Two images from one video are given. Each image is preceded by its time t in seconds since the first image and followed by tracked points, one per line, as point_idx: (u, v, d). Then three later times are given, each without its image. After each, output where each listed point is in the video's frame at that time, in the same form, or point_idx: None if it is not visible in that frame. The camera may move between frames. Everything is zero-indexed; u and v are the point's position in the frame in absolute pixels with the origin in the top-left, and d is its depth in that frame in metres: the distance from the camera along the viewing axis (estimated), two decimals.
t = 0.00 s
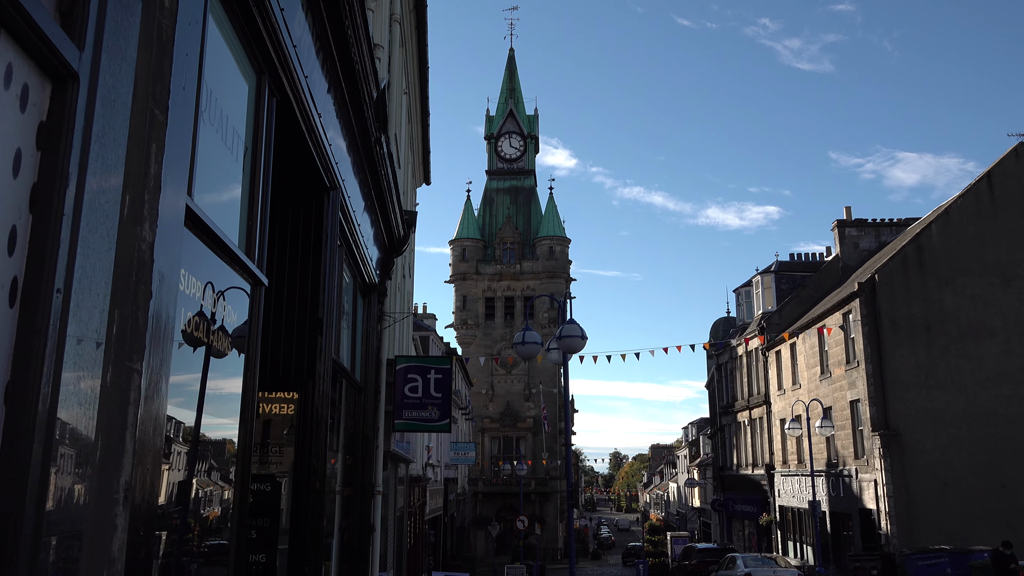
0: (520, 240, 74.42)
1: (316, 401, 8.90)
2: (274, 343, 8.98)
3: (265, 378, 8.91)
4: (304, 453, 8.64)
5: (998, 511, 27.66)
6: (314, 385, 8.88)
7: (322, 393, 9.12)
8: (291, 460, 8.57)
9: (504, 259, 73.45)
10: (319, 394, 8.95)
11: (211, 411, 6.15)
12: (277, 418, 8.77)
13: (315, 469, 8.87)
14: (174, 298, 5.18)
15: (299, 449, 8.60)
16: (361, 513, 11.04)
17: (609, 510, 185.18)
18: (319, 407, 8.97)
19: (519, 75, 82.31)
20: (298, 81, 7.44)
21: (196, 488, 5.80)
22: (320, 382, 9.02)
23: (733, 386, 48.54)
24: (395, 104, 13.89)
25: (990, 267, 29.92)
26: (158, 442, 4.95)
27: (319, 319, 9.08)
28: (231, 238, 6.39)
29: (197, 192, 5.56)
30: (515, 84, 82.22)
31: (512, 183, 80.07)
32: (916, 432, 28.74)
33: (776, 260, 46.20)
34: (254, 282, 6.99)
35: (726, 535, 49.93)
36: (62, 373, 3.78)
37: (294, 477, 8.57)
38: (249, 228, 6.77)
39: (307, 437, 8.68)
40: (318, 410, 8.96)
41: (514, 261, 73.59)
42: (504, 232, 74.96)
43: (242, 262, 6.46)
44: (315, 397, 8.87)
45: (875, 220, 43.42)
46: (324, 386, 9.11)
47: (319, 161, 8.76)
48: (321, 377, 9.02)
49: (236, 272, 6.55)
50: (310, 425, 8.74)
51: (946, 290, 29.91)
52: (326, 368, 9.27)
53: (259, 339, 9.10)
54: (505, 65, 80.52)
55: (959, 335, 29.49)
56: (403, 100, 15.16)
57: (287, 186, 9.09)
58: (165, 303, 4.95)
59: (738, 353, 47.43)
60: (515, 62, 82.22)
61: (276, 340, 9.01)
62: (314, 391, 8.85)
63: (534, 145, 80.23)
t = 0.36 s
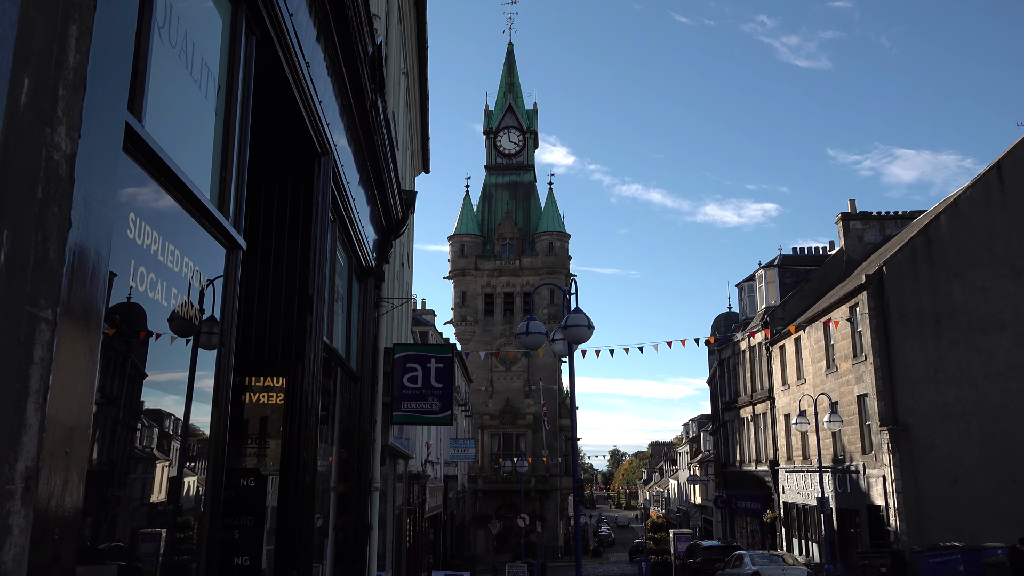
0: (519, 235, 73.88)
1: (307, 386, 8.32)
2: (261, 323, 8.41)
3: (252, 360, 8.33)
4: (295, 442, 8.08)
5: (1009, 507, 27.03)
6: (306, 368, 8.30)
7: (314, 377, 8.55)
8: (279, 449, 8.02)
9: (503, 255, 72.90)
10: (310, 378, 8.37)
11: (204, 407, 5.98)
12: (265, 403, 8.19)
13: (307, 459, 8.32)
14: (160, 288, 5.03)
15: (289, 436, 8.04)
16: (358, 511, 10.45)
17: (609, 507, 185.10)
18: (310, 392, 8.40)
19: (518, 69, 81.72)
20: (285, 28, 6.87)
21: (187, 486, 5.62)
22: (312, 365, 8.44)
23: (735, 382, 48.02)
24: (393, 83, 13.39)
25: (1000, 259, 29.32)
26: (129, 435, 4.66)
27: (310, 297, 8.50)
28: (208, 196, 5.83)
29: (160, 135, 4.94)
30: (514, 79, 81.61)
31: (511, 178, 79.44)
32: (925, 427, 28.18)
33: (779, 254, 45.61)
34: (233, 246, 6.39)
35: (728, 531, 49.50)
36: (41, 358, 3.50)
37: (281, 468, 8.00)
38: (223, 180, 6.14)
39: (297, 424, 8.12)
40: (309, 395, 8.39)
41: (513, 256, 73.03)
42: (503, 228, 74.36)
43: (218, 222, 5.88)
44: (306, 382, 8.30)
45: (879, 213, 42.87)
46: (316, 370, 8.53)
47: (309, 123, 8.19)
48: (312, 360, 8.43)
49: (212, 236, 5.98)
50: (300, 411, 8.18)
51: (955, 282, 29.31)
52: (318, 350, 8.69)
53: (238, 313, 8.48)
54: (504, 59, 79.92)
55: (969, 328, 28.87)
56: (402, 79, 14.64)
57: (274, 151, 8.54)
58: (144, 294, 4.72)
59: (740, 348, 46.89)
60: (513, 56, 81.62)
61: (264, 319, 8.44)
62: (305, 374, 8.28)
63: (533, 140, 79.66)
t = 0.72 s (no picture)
0: (517, 232, 73.29)
1: (289, 369, 7.78)
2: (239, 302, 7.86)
3: (229, 341, 7.79)
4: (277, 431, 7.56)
5: (1018, 504, 26.53)
6: (288, 350, 7.76)
7: (298, 360, 8.00)
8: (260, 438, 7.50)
9: (501, 251, 72.33)
10: (294, 360, 7.82)
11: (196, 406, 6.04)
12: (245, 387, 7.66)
13: (291, 450, 7.77)
14: (153, 279, 5.11)
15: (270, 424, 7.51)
16: (351, 506, 9.88)
17: (607, 506, 184.85)
18: (293, 376, 7.86)
19: (516, 64, 81.00)
20: None
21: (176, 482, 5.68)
22: (295, 346, 7.90)
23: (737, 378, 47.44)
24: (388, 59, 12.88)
25: (1008, 252, 28.81)
26: (125, 431, 4.82)
27: (292, 274, 7.95)
28: (162, 139, 5.19)
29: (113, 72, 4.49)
30: (512, 74, 80.90)
31: (509, 174, 78.76)
32: (933, 424, 27.59)
33: (782, 249, 45.02)
34: (192, 196, 5.64)
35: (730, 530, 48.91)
36: None
37: (259, 461, 7.47)
38: (174, 114, 5.41)
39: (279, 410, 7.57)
40: (292, 379, 7.84)
41: (511, 253, 72.46)
42: (501, 224, 73.74)
43: (177, 169, 5.25)
44: (289, 364, 7.75)
45: (883, 207, 42.34)
46: (300, 352, 7.99)
47: (286, 82, 7.63)
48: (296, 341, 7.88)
49: (173, 190, 5.37)
50: (282, 397, 7.64)
51: (963, 275, 28.78)
52: (302, 331, 8.13)
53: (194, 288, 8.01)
54: (502, 54, 79.20)
55: (977, 322, 28.35)
56: (397, 58, 14.12)
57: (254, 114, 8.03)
58: (138, 287, 4.85)
59: (742, 344, 46.30)
60: (511, 51, 80.91)
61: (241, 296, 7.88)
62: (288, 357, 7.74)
63: (531, 135, 79.02)
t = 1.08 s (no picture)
0: (516, 228, 72.75)
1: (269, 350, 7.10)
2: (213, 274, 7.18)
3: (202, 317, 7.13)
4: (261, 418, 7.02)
5: None
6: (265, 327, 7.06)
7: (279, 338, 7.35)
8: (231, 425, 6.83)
9: (500, 247, 71.82)
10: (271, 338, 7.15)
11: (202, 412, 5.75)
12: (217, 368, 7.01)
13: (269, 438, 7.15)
14: (79, 210, 4.03)
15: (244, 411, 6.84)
16: (344, 495, 9.37)
17: (606, 504, 184.41)
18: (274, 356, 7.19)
19: (515, 59, 80.36)
20: None
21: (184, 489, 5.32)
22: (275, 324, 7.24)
23: (739, 374, 46.90)
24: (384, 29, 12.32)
25: (1017, 244, 28.26)
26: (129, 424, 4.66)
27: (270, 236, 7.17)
28: (93, 30, 4.12)
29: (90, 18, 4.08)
30: (511, 69, 80.28)
31: (508, 169, 78.14)
32: (942, 419, 27.02)
33: (785, 243, 44.45)
34: (135, 107, 4.58)
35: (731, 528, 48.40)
36: None
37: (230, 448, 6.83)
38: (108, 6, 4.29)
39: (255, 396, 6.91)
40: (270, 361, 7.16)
41: (510, 249, 71.93)
42: (500, 219, 73.17)
43: (117, 73, 4.23)
44: (268, 344, 7.08)
45: (887, 200, 41.83)
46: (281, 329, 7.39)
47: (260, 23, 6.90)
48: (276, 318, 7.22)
49: (113, 102, 4.34)
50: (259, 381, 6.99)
51: (972, 267, 28.23)
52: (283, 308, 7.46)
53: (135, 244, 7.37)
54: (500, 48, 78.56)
55: (987, 315, 27.79)
56: (393, 30, 13.52)
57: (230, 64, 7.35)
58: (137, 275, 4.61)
59: (744, 339, 45.76)
60: (510, 46, 80.27)
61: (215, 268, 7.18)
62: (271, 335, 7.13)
63: (530, 131, 78.41)
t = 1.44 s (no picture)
0: (514, 223, 72.20)
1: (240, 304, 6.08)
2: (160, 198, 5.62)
3: (147, 251, 5.52)
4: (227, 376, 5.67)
5: None
6: (238, 268, 5.74)
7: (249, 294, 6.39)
8: (198, 381, 5.38)
9: (498, 242, 71.37)
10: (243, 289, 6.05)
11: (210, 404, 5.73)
12: (171, 314, 5.43)
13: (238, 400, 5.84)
14: None
15: (213, 365, 5.45)
16: (330, 484, 8.85)
17: (604, 502, 183.94)
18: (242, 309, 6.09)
19: (513, 53, 79.72)
20: None
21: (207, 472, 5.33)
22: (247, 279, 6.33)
23: (739, 369, 46.34)
24: None
25: None
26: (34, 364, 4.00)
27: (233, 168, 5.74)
28: None
29: None
30: (509, 63, 79.65)
31: (506, 164, 77.54)
32: (949, 413, 26.45)
33: (787, 236, 43.89)
34: None
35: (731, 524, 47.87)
36: None
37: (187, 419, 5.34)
38: None
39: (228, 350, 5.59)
40: (241, 309, 5.82)
41: (508, 244, 71.40)
42: (498, 214, 72.62)
43: None
44: (241, 288, 5.77)
45: (891, 193, 41.35)
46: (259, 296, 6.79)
47: None
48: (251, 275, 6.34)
49: None
50: (230, 331, 5.64)
51: (980, 259, 27.65)
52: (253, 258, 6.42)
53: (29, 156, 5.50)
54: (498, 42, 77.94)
55: (995, 307, 27.22)
56: None
57: None
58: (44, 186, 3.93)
59: (745, 334, 45.21)
60: (508, 39, 79.62)
61: (165, 191, 5.63)
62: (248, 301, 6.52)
63: (528, 125, 77.83)
